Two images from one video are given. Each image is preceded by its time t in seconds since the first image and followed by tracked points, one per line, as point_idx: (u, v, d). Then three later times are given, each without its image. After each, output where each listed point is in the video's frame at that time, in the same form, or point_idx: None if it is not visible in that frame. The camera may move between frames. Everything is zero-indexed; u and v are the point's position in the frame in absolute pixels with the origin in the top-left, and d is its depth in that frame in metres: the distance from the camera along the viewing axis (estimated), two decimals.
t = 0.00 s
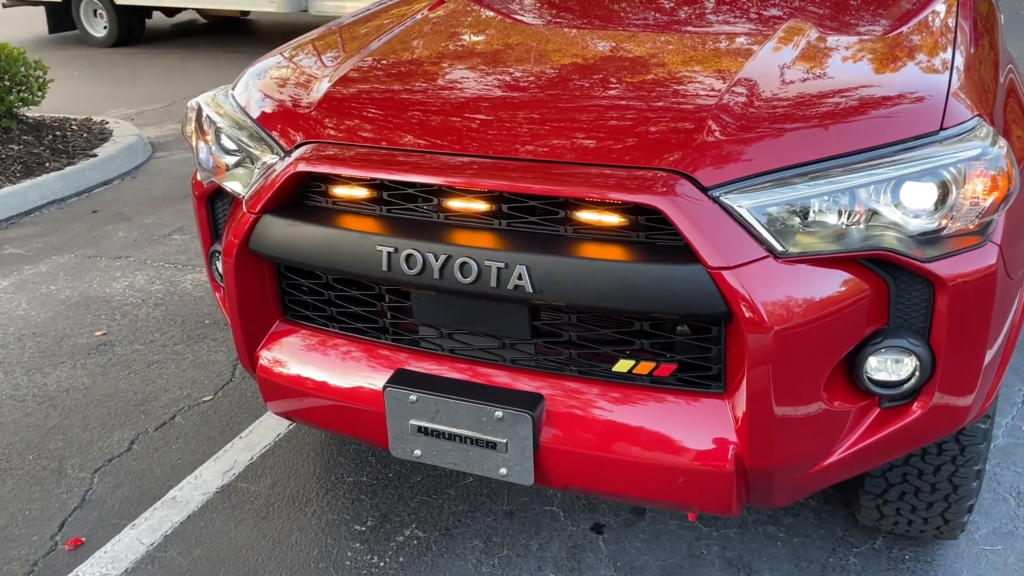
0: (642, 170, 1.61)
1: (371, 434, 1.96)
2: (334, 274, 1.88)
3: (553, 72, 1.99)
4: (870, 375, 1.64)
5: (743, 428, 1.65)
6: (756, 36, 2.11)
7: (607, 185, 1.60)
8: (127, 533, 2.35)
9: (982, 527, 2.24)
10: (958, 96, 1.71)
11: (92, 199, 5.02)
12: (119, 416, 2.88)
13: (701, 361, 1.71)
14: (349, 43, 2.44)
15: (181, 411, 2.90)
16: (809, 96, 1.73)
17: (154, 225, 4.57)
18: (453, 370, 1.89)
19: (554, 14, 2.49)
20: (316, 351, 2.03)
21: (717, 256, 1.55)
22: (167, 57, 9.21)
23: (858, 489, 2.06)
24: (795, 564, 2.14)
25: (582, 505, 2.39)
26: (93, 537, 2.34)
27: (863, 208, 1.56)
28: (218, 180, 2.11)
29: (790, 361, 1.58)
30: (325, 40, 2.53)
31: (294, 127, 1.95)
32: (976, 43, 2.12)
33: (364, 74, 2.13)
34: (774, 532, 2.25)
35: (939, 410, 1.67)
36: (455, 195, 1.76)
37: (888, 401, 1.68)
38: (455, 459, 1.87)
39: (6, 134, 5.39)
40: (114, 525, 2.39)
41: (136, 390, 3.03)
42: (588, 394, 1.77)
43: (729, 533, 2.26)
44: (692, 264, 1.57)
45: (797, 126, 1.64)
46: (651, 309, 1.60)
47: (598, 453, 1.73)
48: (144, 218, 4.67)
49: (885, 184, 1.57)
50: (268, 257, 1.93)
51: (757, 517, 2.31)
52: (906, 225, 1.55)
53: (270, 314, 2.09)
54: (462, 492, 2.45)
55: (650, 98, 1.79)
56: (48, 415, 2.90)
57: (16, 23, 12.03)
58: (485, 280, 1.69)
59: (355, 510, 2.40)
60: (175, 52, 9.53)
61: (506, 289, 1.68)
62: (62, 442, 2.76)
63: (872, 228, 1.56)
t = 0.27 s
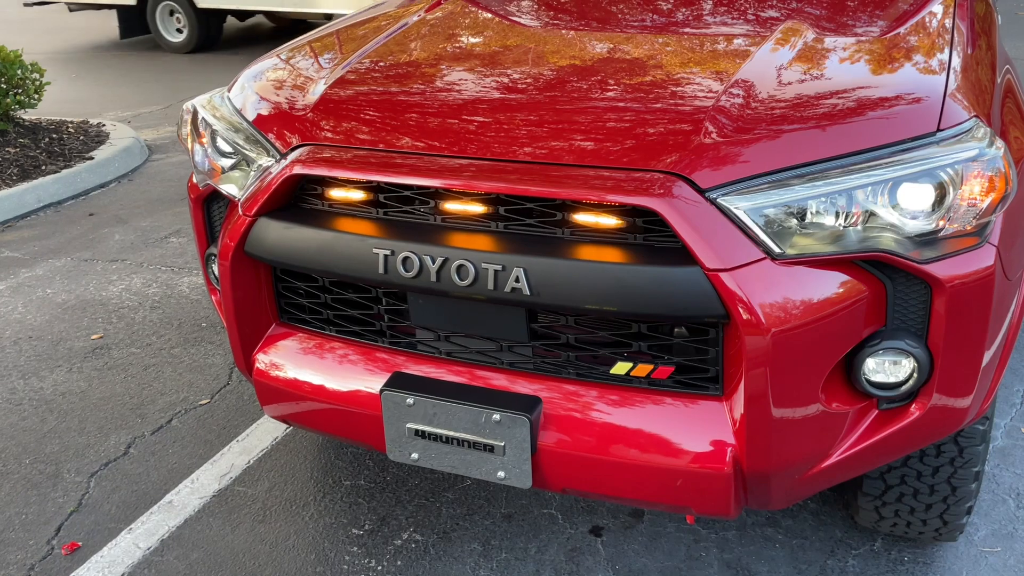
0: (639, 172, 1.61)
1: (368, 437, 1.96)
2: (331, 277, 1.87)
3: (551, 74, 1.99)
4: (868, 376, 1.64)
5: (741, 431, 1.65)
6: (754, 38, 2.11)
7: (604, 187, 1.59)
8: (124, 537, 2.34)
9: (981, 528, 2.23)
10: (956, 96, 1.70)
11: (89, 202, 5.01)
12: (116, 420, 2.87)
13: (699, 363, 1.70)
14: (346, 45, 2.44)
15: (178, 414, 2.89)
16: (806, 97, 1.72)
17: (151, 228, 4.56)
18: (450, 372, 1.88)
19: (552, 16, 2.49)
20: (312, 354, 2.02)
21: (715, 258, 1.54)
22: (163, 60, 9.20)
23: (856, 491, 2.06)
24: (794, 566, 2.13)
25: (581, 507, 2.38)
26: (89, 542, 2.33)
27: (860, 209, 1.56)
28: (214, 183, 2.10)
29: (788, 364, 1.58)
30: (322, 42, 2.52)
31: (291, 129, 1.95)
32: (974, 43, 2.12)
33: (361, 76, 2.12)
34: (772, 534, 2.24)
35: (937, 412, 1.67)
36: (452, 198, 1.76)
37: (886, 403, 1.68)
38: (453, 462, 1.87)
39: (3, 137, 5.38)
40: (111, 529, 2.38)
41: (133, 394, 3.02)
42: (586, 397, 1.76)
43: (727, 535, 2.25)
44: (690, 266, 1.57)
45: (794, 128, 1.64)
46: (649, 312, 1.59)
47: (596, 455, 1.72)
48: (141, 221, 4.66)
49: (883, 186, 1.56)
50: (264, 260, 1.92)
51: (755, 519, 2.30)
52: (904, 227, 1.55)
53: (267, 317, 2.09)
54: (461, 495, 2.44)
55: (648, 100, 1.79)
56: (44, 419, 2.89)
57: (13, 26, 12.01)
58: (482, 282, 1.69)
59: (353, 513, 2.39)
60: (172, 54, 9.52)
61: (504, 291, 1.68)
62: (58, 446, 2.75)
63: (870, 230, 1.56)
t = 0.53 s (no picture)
0: (639, 171, 1.61)
1: (368, 437, 1.95)
2: (331, 277, 1.87)
3: (549, 73, 1.99)
4: (869, 375, 1.64)
5: (743, 429, 1.65)
6: (752, 37, 2.11)
7: (604, 186, 1.59)
8: (123, 538, 2.33)
9: (981, 527, 2.23)
10: (955, 95, 1.71)
11: (87, 203, 5.00)
12: (115, 421, 2.87)
13: (700, 362, 1.70)
14: (344, 45, 2.44)
15: (177, 415, 2.89)
16: (805, 96, 1.73)
17: (149, 229, 4.55)
18: (450, 372, 1.88)
19: (550, 15, 2.49)
20: (312, 354, 2.02)
21: (716, 256, 1.54)
22: (160, 61, 9.19)
23: (857, 489, 2.06)
24: (795, 565, 2.13)
25: (582, 507, 2.38)
26: (89, 543, 2.33)
27: (861, 207, 1.56)
28: (213, 183, 2.10)
29: (789, 362, 1.58)
30: (320, 42, 2.52)
31: (290, 129, 1.95)
32: (972, 42, 2.12)
33: (359, 76, 2.12)
34: (773, 533, 2.24)
35: (938, 410, 1.67)
36: (452, 197, 1.76)
37: (887, 401, 1.68)
38: (454, 462, 1.86)
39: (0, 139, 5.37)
40: (110, 530, 2.37)
41: (132, 395, 3.01)
42: (587, 396, 1.76)
43: (728, 534, 2.25)
44: (690, 265, 1.57)
45: (793, 126, 1.64)
46: (650, 310, 1.59)
47: (597, 454, 1.72)
48: (139, 222, 4.65)
49: (883, 184, 1.56)
50: (264, 260, 1.92)
51: (756, 518, 2.30)
52: (904, 225, 1.55)
53: (266, 317, 2.08)
54: (461, 495, 2.44)
55: (646, 99, 1.79)
56: (43, 420, 2.89)
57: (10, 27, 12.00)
58: (483, 282, 1.69)
59: (353, 514, 2.39)
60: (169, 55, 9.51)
61: (504, 291, 1.68)
62: (57, 447, 2.74)
63: (870, 228, 1.56)
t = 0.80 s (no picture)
0: (637, 170, 1.61)
1: (368, 436, 1.96)
2: (330, 276, 1.87)
3: (547, 72, 1.99)
4: (867, 372, 1.65)
5: (742, 427, 1.65)
6: (749, 36, 2.11)
7: (603, 184, 1.60)
8: (123, 538, 2.34)
9: (980, 524, 2.24)
10: (952, 93, 1.71)
11: (85, 204, 5.00)
12: (114, 421, 2.87)
13: (698, 360, 1.71)
14: (342, 45, 2.44)
15: (176, 416, 2.89)
16: (802, 95, 1.73)
17: (147, 230, 4.55)
18: (449, 371, 1.88)
19: (547, 15, 2.49)
20: (312, 353, 2.02)
21: (714, 254, 1.55)
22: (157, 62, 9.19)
23: (856, 487, 2.07)
24: (794, 563, 2.14)
25: (581, 505, 2.38)
26: (89, 543, 2.33)
27: (858, 205, 1.57)
28: (212, 183, 2.10)
29: (788, 359, 1.59)
30: (317, 42, 2.52)
31: (288, 129, 1.95)
32: (968, 40, 2.13)
33: (357, 76, 2.12)
34: (772, 531, 2.25)
35: (937, 407, 1.68)
36: (451, 196, 1.76)
37: (885, 398, 1.68)
38: (453, 461, 1.87)
39: None
40: (110, 530, 2.37)
41: (131, 395, 3.02)
42: (586, 394, 1.76)
43: (727, 532, 2.26)
44: (689, 263, 1.57)
45: (791, 125, 1.64)
46: (648, 308, 1.60)
47: (596, 452, 1.72)
48: (137, 223, 4.65)
49: (881, 182, 1.57)
50: (264, 259, 1.92)
51: (755, 516, 2.31)
52: (902, 222, 1.56)
53: (266, 317, 2.09)
54: (460, 494, 2.44)
55: (644, 98, 1.79)
56: (42, 421, 2.89)
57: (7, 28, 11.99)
58: (482, 281, 1.69)
59: (353, 513, 2.39)
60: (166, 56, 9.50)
61: (504, 289, 1.68)
62: (57, 448, 2.75)
63: (868, 225, 1.57)
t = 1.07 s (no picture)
0: (635, 170, 1.62)
1: (367, 436, 1.96)
2: (328, 277, 1.88)
3: (544, 72, 1.99)
4: (865, 370, 1.65)
5: (740, 426, 1.66)
6: (746, 35, 2.12)
7: (600, 184, 1.60)
8: (122, 539, 2.34)
9: (977, 521, 2.25)
10: (948, 92, 1.71)
11: (82, 205, 5.00)
12: (112, 422, 2.87)
13: (696, 359, 1.71)
14: (339, 45, 2.44)
15: (175, 416, 2.89)
16: (799, 94, 1.73)
17: (145, 230, 4.55)
18: (448, 371, 1.88)
19: (544, 14, 2.49)
20: (310, 354, 2.02)
21: (711, 253, 1.55)
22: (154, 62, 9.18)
23: (854, 485, 2.07)
24: (792, 561, 2.14)
25: (580, 505, 2.39)
26: (87, 544, 2.33)
27: (855, 204, 1.57)
28: (210, 184, 2.10)
29: (785, 358, 1.59)
30: (315, 42, 2.52)
31: (286, 130, 1.95)
32: (964, 39, 2.13)
33: (354, 76, 2.12)
34: (770, 529, 2.25)
35: (934, 405, 1.68)
36: (448, 196, 1.76)
37: (883, 396, 1.69)
38: (452, 460, 1.87)
39: None
40: (109, 531, 2.37)
41: (129, 396, 3.01)
42: (584, 394, 1.77)
43: (726, 530, 2.26)
44: (686, 263, 1.57)
45: (788, 124, 1.65)
46: (646, 308, 1.60)
47: (594, 452, 1.73)
48: (135, 224, 4.65)
49: (878, 181, 1.57)
50: (261, 260, 1.92)
51: (753, 514, 2.31)
52: (899, 221, 1.56)
53: (264, 317, 2.09)
54: (459, 494, 2.44)
55: (641, 98, 1.79)
56: (40, 422, 2.88)
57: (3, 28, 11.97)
58: (480, 281, 1.69)
59: (352, 513, 2.40)
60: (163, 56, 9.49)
61: (502, 289, 1.68)
62: (55, 449, 2.75)
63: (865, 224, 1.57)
